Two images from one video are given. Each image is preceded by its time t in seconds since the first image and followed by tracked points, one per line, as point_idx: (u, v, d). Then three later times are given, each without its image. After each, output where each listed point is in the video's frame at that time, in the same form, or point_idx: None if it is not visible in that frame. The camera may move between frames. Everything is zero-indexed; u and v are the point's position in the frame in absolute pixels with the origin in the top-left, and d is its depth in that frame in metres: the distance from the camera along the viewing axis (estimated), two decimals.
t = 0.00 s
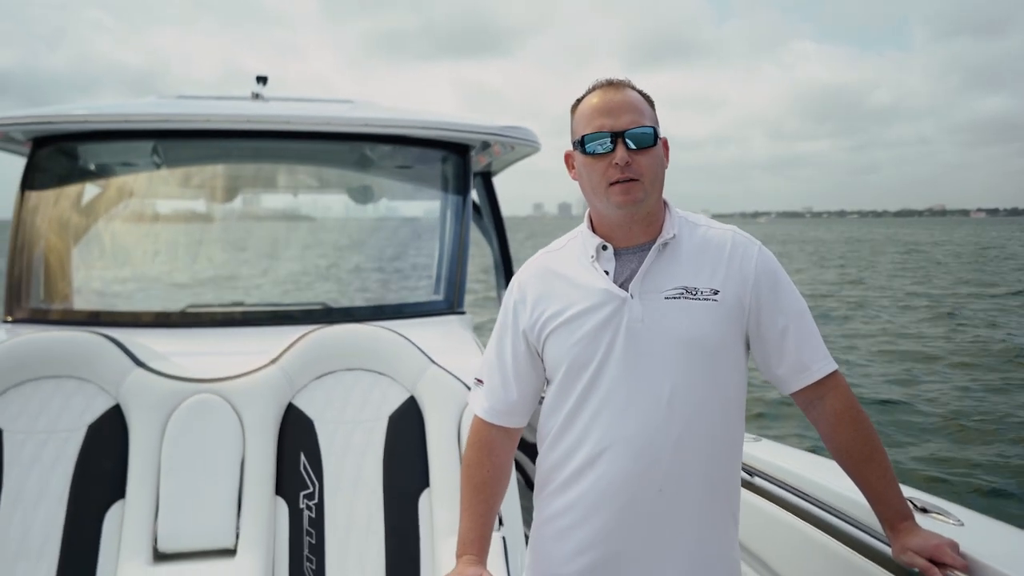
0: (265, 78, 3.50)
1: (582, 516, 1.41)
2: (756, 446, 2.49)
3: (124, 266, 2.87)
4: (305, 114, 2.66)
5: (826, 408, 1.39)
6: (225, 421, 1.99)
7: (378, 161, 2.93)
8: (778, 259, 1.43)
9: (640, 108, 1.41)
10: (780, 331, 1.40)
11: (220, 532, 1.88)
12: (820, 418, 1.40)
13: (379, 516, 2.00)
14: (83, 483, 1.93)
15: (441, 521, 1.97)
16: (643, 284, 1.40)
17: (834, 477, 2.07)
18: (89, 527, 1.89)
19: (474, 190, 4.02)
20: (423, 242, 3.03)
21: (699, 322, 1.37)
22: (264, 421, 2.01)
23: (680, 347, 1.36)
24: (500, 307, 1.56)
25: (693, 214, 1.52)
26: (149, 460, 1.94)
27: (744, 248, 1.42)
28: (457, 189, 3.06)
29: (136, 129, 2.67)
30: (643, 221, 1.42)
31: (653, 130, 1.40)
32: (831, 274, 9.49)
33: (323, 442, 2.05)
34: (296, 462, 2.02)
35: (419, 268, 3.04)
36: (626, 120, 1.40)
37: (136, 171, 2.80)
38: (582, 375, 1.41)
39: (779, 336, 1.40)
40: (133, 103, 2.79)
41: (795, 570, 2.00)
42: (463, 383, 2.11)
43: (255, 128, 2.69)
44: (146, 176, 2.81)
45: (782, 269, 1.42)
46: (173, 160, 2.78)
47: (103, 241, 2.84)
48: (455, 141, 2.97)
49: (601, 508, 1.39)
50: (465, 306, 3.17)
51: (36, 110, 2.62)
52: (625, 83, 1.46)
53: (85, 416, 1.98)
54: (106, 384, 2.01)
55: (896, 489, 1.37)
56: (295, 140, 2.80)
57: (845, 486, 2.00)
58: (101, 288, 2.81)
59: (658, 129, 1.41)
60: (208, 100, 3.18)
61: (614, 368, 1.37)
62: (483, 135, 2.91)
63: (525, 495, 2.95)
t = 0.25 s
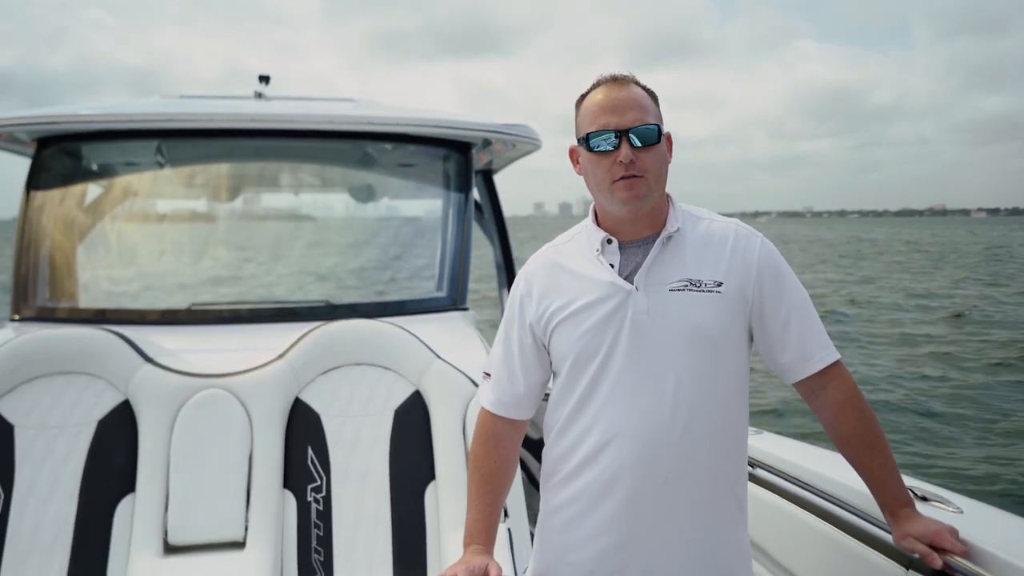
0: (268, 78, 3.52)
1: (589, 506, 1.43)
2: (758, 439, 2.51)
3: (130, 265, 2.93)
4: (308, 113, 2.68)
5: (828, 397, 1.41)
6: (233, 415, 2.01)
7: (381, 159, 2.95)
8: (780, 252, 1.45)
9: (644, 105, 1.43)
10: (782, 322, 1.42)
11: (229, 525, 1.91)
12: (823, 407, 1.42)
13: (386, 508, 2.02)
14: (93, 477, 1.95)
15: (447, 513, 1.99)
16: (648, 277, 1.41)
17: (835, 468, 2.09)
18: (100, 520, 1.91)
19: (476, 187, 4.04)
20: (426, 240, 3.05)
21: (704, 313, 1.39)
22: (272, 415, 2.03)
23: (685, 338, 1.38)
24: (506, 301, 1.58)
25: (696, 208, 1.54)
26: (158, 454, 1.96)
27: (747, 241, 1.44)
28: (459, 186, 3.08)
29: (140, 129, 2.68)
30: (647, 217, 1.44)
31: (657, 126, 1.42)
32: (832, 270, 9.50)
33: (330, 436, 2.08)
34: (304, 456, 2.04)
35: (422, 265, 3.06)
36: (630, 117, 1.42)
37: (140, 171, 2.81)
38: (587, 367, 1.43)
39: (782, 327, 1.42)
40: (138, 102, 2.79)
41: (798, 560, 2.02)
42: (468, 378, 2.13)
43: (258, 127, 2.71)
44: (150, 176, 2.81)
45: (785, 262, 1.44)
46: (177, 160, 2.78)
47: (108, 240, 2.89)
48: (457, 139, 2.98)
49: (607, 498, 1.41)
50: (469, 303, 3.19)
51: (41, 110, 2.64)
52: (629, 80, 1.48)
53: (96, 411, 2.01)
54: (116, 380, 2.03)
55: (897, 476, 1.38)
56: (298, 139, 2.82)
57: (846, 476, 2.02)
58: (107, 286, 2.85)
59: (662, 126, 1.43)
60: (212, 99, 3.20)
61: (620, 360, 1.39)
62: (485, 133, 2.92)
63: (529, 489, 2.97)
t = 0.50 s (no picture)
0: (270, 78, 3.55)
1: (592, 501, 1.46)
2: (757, 436, 2.54)
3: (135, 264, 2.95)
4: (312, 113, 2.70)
5: (826, 391, 1.44)
6: (239, 411, 2.04)
7: (383, 159, 2.98)
8: (779, 250, 1.48)
9: (647, 104, 1.46)
10: (781, 319, 1.44)
11: (235, 519, 1.93)
12: (820, 401, 1.45)
13: (390, 503, 2.05)
14: (102, 472, 1.98)
15: (450, 508, 2.02)
16: (650, 274, 1.44)
17: (833, 463, 2.12)
18: (108, 514, 1.94)
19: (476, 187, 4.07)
20: (427, 239, 3.08)
21: (705, 310, 1.41)
22: (277, 411, 2.06)
23: (687, 334, 1.40)
24: (508, 297, 1.61)
25: (696, 206, 1.56)
26: (165, 450, 1.99)
27: (746, 239, 1.47)
28: (460, 186, 3.11)
29: (146, 129, 2.71)
30: (649, 214, 1.47)
31: (659, 125, 1.45)
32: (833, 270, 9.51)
33: (334, 431, 2.10)
34: (308, 452, 2.07)
35: (424, 264, 3.08)
36: (634, 115, 1.44)
37: (142, 171, 2.84)
38: (590, 363, 1.45)
39: (781, 323, 1.44)
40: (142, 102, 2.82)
41: (796, 553, 2.04)
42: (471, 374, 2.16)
43: (262, 127, 2.73)
44: (154, 176, 2.84)
45: (784, 259, 1.47)
46: (180, 160, 2.81)
47: (113, 240, 2.92)
48: (459, 139, 3.01)
49: (610, 492, 1.43)
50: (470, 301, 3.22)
51: (47, 110, 2.66)
52: (631, 79, 1.50)
53: (105, 407, 2.03)
54: (123, 376, 2.06)
55: (893, 470, 1.41)
56: (301, 138, 2.85)
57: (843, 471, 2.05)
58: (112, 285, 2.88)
59: (664, 124, 1.46)
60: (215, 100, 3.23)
61: (623, 355, 1.42)
62: (486, 133, 2.95)
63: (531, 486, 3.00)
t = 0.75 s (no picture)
0: (275, 80, 3.58)
1: (591, 500, 1.48)
2: (755, 437, 2.57)
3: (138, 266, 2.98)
4: (316, 116, 2.74)
5: (821, 393, 1.47)
6: (244, 409, 2.07)
7: (385, 161, 3.01)
8: (775, 255, 1.51)
9: (645, 111, 1.49)
10: (777, 323, 1.47)
11: (240, 517, 1.96)
12: (815, 403, 1.48)
13: (392, 501, 2.08)
14: (109, 469, 2.01)
15: (451, 506, 2.05)
16: (648, 278, 1.47)
17: (829, 464, 2.15)
18: (115, 511, 1.97)
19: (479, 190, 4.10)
20: (430, 241, 3.12)
21: (703, 313, 1.44)
22: (282, 410, 2.09)
23: (685, 337, 1.43)
24: (507, 300, 1.63)
25: (694, 211, 1.60)
26: (172, 447, 2.02)
27: (743, 244, 1.50)
28: (463, 189, 3.14)
29: (152, 131, 2.74)
30: (648, 219, 1.50)
31: (658, 131, 1.48)
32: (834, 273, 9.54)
33: (338, 431, 2.13)
34: (312, 450, 2.10)
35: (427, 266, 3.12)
36: (633, 121, 1.48)
37: (146, 172, 2.88)
38: (589, 365, 1.48)
39: (776, 327, 1.48)
40: (147, 104, 2.85)
41: (792, 552, 2.07)
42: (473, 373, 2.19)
43: (267, 129, 2.77)
44: (158, 176, 2.89)
45: (779, 264, 1.50)
46: (186, 161, 2.85)
47: (117, 242, 2.95)
48: (461, 142, 3.04)
49: (609, 492, 1.46)
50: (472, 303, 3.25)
51: (53, 112, 2.70)
52: (630, 86, 1.54)
53: (112, 404, 2.06)
54: (130, 374, 2.09)
55: (886, 471, 1.44)
56: (305, 140, 2.88)
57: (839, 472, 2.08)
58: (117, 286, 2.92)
59: (662, 130, 1.49)
60: (218, 102, 3.26)
61: (622, 357, 1.45)
62: (488, 136, 2.99)
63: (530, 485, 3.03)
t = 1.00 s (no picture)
0: (280, 81, 3.62)
1: (588, 500, 1.51)
2: (751, 438, 2.59)
3: (139, 266, 3.00)
4: (320, 116, 2.77)
5: (813, 396, 1.50)
6: (248, 406, 2.10)
7: (387, 163, 3.05)
8: (770, 259, 1.54)
9: (644, 115, 1.53)
10: (771, 326, 1.50)
11: (244, 512, 1.99)
12: (807, 405, 1.51)
13: (393, 499, 2.10)
14: (114, 464, 2.04)
15: (451, 504, 2.08)
16: (646, 280, 1.50)
17: (824, 465, 2.17)
18: (121, 505, 2.00)
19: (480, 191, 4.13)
20: (432, 241, 3.16)
21: (699, 315, 1.47)
22: (285, 407, 2.12)
23: (682, 339, 1.46)
24: (507, 300, 1.66)
25: (691, 215, 1.63)
26: (176, 443, 2.05)
27: (739, 248, 1.54)
28: (465, 191, 3.17)
29: (157, 130, 2.78)
30: (646, 221, 1.53)
31: (656, 135, 1.51)
32: (834, 277, 9.57)
33: (340, 428, 2.16)
34: (315, 447, 2.13)
35: (429, 267, 3.15)
36: (632, 125, 1.51)
37: (150, 172, 2.91)
38: (587, 366, 1.51)
39: (771, 331, 1.50)
40: (151, 104, 2.88)
41: (788, 553, 2.09)
42: (473, 372, 2.22)
43: (271, 129, 2.80)
44: (161, 176, 2.92)
45: (774, 268, 1.53)
46: (189, 160, 2.89)
47: (119, 242, 2.98)
48: (463, 144, 3.08)
49: (606, 491, 1.48)
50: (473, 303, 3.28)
51: (60, 111, 2.73)
52: (629, 91, 1.57)
53: (118, 401, 2.09)
54: (135, 370, 2.12)
55: (878, 473, 1.47)
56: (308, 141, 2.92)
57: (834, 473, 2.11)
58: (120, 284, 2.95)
59: (660, 134, 1.52)
60: (222, 103, 3.29)
61: (620, 358, 1.48)
62: (491, 139, 3.02)
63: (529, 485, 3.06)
